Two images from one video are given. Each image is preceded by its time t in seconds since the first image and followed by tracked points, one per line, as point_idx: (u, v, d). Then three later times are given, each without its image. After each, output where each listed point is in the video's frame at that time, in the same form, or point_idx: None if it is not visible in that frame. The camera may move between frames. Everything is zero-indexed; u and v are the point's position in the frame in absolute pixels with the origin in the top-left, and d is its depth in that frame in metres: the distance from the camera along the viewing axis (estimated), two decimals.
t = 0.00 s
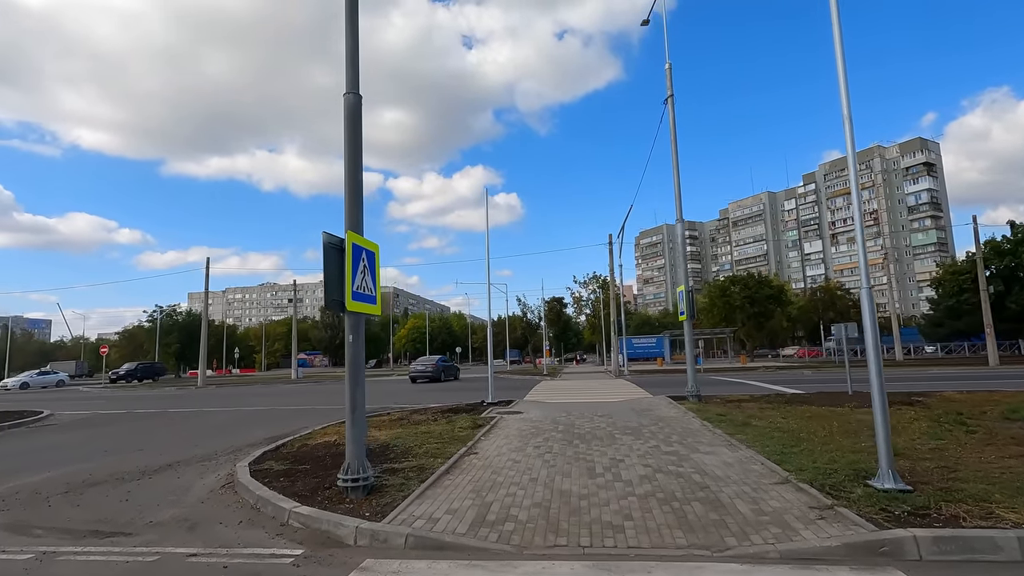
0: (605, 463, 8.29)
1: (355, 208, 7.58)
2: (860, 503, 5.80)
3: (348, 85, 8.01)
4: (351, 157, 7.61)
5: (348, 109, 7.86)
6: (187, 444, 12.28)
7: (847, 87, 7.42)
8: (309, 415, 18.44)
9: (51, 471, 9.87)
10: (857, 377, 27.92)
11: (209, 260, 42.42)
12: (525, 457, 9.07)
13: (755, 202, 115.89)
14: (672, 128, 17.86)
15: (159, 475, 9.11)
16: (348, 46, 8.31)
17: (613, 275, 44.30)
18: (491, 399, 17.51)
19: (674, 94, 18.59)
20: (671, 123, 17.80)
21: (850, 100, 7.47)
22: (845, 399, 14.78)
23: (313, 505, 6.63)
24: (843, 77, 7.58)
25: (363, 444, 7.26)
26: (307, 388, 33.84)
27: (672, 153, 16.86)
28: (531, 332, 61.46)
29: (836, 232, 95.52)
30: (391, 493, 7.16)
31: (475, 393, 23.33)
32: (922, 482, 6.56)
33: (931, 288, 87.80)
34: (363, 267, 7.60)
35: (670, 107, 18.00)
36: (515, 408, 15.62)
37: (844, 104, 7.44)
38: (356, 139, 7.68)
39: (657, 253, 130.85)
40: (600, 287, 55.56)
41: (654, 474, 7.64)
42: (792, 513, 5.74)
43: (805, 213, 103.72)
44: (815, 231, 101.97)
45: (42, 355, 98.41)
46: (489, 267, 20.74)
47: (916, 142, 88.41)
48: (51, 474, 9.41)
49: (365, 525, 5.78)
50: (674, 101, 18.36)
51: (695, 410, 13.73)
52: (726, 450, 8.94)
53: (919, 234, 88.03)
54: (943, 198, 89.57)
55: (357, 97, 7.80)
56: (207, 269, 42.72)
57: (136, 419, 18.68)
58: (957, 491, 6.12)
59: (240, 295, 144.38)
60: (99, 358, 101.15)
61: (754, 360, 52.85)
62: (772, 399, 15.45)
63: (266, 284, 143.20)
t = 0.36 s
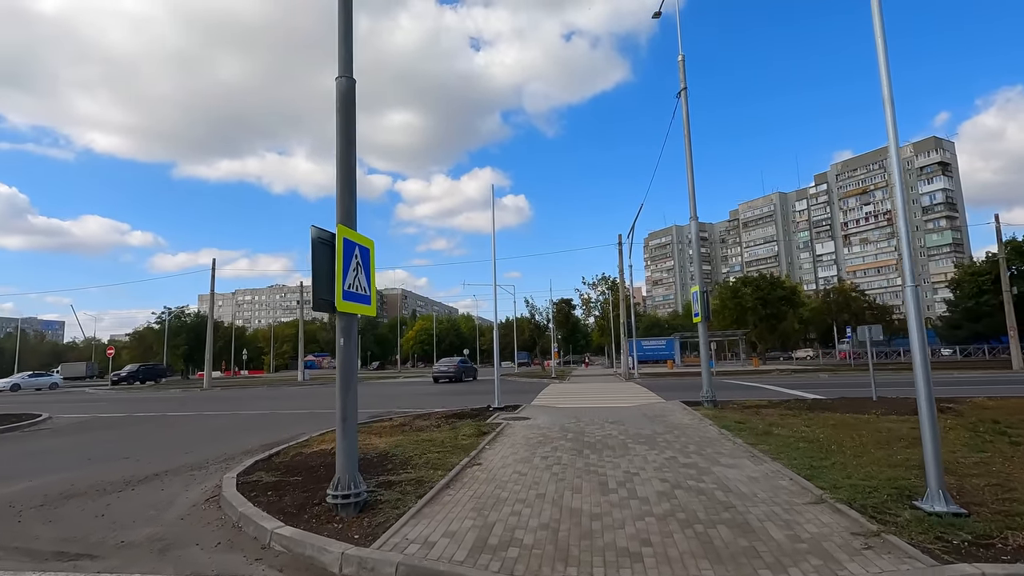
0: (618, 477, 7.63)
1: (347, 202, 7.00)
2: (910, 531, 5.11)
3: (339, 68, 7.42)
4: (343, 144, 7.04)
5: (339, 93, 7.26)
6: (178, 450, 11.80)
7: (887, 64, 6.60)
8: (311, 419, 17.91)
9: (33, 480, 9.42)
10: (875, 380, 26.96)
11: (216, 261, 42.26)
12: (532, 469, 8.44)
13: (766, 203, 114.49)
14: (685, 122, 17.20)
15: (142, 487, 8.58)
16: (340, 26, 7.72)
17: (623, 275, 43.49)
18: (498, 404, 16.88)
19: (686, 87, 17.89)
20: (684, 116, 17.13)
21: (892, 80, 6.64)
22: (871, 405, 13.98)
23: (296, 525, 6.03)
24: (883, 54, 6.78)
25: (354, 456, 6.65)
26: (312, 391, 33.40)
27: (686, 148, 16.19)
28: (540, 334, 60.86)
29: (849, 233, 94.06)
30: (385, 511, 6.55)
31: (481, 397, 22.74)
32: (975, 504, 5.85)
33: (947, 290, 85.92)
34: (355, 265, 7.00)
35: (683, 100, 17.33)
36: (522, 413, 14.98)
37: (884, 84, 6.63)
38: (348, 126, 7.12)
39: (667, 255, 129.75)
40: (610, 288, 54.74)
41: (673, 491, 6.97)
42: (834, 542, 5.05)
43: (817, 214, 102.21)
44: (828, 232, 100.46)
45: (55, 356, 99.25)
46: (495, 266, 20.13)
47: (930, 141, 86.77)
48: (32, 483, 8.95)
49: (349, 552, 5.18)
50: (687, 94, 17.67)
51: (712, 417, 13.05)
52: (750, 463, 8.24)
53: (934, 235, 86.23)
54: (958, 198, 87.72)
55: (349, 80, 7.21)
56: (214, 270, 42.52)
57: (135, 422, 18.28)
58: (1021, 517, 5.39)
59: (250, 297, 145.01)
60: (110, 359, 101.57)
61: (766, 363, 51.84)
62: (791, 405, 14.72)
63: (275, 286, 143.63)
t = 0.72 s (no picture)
0: (627, 484, 7.02)
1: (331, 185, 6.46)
2: (964, 549, 4.45)
3: (323, 41, 6.86)
4: (326, 122, 6.50)
5: (323, 68, 6.71)
6: (168, 452, 11.34)
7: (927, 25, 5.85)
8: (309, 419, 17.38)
9: (11, 484, 8.96)
10: (892, 379, 26.08)
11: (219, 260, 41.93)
12: (535, 474, 7.83)
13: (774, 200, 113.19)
14: (695, 110, 16.58)
15: (120, 492, 8.08)
16: None
17: (630, 273, 42.75)
18: (501, 403, 16.28)
19: (696, 74, 17.21)
20: (694, 102, 16.45)
21: (932, 43, 5.92)
22: (893, 405, 13.25)
23: (273, 539, 5.46)
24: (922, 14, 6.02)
25: (338, 461, 6.09)
26: (315, 391, 32.93)
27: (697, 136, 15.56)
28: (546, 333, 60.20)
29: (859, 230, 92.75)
30: (372, 522, 5.97)
31: (486, 397, 22.19)
32: None
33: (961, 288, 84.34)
34: (339, 252, 6.42)
35: (693, 88, 16.72)
36: (526, 414, 14.37)
37: (923, 48, 5.92)
38: (332, 103, 6.58)
39: (674, 253, 128.56)
40: (617, 286, 53.97)
41: (688, 499, 6.36)
42: (875, 562, 4.42)
43: (826, 211, 100.83)
44: (838, 229, 99.08)
45: (64, 356, 99.83)
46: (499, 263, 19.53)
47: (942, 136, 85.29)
48: (7, 489, 8.48)
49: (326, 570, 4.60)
50: (697, 81, 17.06)
51: (725, 418, 12.39)
52: (771, 469, 7.59)
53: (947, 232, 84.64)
54: (972, 194, 86.14)
55: (333, 54, 6.66)
56: (217, 269, 42.17)
57: (130, 423, 17.83)
58: None
59: (257, 298, 145.31)
60: (118, 360, 102.03)
61: (777, 363, 50.85)
62: (809, 404, 14.02)
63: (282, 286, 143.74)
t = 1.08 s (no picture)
0: (640, 497, 6.37)
1: (314, 170, 5.91)
2: None
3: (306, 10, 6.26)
4: (308, 99, 5.92)
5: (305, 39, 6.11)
6: (153, 456, 10.79)
7: None
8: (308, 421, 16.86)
9: None
10: (909, 380, 25.25)
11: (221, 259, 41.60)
12: (538, 484, 7.22)
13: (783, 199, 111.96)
14: (707, 99, 15.90)
15: (92, 502, 7.52)
16: None
17: (637, 272, 42.09)
18: (504, 406, 15.68)
19: (708, 62, 16.55)
20: (705, 92, 15.79)
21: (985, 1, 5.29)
22: (918, 408, 12.52)
23: (242, 560, 4.87)
24: None
25: (319, 473, 5.50)
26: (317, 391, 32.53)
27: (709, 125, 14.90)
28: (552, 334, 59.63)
29: (869, 229, 91.48)
30: (355, 541, 5.35)
31: (489, 399, 21.60)
32: None
33: (974, 288, 82.84)
34: (321, 241, 5.81)
35: (704, 76, 16.05)
36: (531, 417, 13.74)
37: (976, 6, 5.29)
38: (314, 78, 5.99)
39: (681, 253, 127.50)
40: (625, 286, 53.25)
41: (708, 515, 5.70)
42: None
43: (835, 210, 99.58)
44: (847, 228, 97.73)
45: (73, 357, 100.30)
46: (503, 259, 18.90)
47: (955, 134, 83.97)
48: None
49: None
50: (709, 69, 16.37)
51: (742, 421, 11.68)
52: (798, 480, 6.91)
53: (959, 231, 83.34)
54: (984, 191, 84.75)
55: (316, 24, 6.06)
56: (219, 269, 41.86)
57: (124, 426, 17.40)
58: None
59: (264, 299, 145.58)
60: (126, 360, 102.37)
61: (787, 364, 49.93)
62: (828, 408, 13.30)
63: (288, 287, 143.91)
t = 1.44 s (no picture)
0: (655, 514, 5.73)
1: (293, 150, 5.33)
2: None
3: None
4: (287, 73, 5.36)
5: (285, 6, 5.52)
6: (138, 461, 10.28)
7: None
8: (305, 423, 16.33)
9: None
10: (926, 382, 24.42)
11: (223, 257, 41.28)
12: (542, 498, 6.59)
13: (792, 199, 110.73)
14: (720, 89, 15.24)
15: (64, 512, 7.02)
16: None
17: (645, 272, 41.42)
18: (508, 408, 15.05)
19: (721, 50, 15.89)
20: (719, 82, 15.14)
21: None
22: (946, 414, 11.80)
23: None
24: None
25: (295, 488, 4.88)
26: (318, 391, 32.03)
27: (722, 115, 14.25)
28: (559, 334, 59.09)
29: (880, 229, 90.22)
30: (335, 565, 4.75)
31: (493, 400, 21.03)
32: None
33: (988, 288, 81.26)
34: (300, 229, 5.20)
35: (718, 64, 15.40)
36: (535, 420, 13.14)
37: None
38: (293, 49, 5.41)
39: (689, 254, 126.48)
40: (632, 286, 52.53)
41: (732, 538, 5.06)
42: None
43: (845, 210, 98.10)
44: (858, 228, 96.33)
45: (81, 356, 100.82)
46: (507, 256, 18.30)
47: (967, 132, 82.56)
48: None
49: None
50: (722, 57, 15.72)
51: (759, 427, 11.01)
52: (828, 496, 6.28)
53: (971, 231, 81.82)
54: (998, 190, 83.23)
55: None
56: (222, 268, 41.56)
57: (116, 427, 16.92)
58: None
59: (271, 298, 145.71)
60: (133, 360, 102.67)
61: (797, 365, 49.06)
62: (850, 412, 12.58)
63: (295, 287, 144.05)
